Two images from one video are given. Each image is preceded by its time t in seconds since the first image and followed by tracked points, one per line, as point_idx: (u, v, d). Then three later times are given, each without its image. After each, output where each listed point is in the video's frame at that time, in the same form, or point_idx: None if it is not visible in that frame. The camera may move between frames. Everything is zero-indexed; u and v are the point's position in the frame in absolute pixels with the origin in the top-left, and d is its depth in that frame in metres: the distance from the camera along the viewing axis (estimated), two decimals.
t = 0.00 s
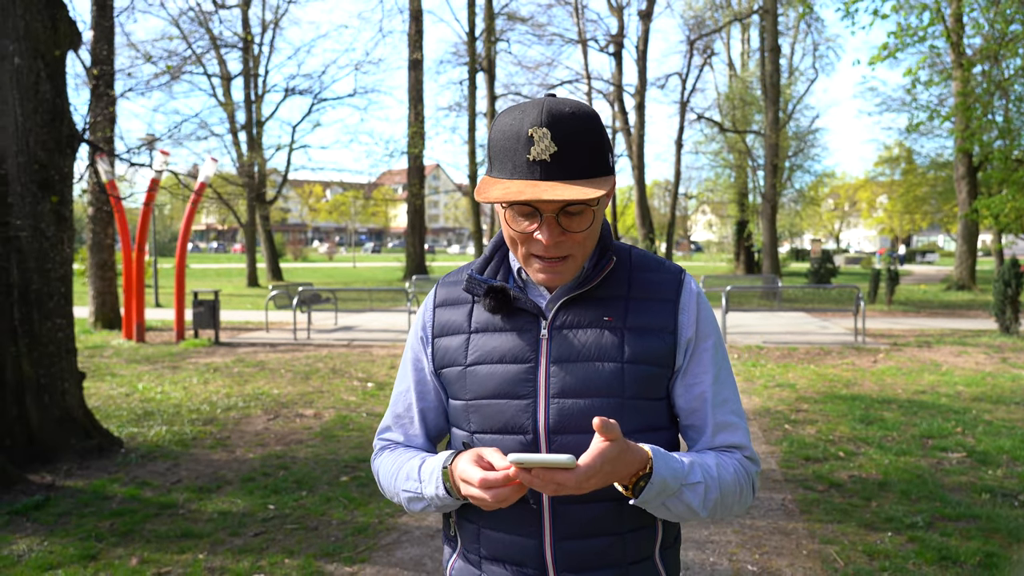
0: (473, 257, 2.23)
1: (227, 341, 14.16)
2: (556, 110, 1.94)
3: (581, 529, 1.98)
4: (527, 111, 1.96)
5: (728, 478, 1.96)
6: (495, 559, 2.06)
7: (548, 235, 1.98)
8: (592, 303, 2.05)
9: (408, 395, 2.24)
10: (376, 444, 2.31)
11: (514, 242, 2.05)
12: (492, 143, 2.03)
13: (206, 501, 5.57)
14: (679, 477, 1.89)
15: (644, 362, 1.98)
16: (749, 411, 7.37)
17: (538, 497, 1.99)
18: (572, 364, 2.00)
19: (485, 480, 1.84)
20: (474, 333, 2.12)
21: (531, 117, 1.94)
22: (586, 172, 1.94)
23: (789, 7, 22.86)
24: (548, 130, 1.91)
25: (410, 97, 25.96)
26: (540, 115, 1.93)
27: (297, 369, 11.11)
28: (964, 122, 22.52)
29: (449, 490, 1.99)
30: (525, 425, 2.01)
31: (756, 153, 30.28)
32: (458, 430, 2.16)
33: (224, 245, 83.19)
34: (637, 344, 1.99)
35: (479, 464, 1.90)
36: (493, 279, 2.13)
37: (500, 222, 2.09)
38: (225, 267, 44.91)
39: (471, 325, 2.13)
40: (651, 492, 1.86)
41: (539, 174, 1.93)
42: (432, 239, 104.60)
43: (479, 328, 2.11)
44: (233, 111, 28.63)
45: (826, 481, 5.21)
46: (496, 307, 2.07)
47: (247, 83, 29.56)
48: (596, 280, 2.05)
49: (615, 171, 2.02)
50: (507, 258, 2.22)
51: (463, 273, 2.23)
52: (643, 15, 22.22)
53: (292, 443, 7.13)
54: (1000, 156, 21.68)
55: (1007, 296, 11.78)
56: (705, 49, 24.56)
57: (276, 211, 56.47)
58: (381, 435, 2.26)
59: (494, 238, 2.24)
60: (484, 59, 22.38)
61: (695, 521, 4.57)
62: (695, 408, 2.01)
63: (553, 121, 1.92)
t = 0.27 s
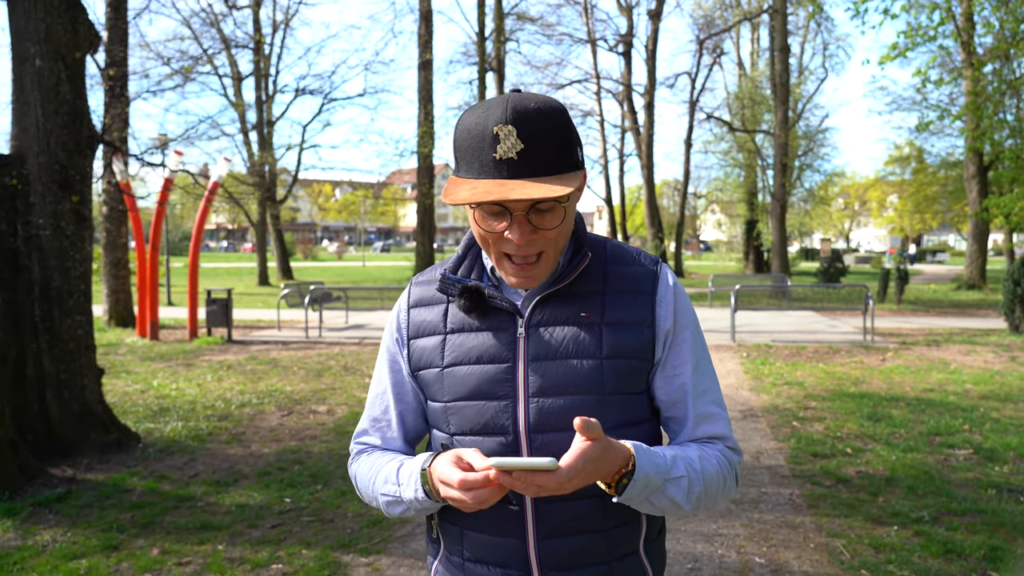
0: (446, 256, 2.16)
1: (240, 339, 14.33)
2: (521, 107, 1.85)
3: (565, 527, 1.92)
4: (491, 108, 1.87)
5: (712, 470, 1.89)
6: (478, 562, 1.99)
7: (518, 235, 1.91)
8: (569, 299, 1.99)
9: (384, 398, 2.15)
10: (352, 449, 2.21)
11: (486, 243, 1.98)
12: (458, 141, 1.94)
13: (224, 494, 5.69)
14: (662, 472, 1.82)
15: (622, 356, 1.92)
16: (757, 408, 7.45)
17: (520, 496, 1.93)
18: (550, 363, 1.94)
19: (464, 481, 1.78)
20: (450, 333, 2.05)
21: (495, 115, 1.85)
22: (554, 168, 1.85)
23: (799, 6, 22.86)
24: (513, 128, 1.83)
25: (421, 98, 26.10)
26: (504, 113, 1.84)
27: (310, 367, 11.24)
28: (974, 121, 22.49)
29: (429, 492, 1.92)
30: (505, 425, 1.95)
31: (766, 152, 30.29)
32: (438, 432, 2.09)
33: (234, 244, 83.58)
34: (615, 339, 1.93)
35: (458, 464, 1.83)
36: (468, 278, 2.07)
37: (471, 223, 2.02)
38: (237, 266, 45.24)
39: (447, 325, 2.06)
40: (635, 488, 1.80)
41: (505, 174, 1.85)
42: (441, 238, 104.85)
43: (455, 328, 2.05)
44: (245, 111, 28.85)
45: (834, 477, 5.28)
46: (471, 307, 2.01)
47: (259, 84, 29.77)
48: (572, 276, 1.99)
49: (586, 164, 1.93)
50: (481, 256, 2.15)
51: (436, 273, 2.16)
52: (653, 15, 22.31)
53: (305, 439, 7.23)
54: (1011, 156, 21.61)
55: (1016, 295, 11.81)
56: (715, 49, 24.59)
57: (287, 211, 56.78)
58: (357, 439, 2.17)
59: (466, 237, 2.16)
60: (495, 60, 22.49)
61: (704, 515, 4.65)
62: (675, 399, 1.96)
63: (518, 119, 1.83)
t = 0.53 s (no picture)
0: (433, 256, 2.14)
1: (253, 339, 14.45)
2: (506, 101, 1.86)
3: (546, 527, 1.90)
4: (476, 103, 1.88)
5: (698, 471, 1.88)
6: (461, 562, 1.97)
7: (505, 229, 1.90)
8: (556, 296, 1.97)
9: (370, 398, 2.13)
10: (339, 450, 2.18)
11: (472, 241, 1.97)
12: (443, 136, 1.95)
13: (241, 489, 5.79)
14: (649, 472, 1.81)
15: (609, 353, 1.91)
16: (768, 408, 7.49)
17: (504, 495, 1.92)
18: (536, 360, 1.92)
19: (448, 481, 1.75)
20: (437, 331, 2.03)
21: (480, 109, 1.86)
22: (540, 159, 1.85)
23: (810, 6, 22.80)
24: (497, 122, 1.84)
25: (431, 98, 26.20)
26: (488, 108, 1.85)
27: (323, 366, 11.34)
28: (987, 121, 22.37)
29: (413, 494, 1.89)
30: (491, 422, 1.93)
31: (776, 153, 30.24)
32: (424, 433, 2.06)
33: (244, 245, 83.90)
34: (601, 337, 1.92)
35: (443, 462, 1.82)
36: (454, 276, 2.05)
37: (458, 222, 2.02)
38: (248, 266, 45.50)
39: (434, 323, 2.04)
40: (621, 488, 1.79)
41: (490, 165, 1.85)
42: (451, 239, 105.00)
43: (441, 326, 2.03)
44: (256, 112, 29.03)
45: (844, 475, 5.33)
46: (458, 304, 1.99)
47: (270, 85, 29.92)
48: (558, 273, 1.98)
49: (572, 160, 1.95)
50: (468, 255, 2.14)
51: (423, 271, 2.14)
52: (663, 15, 22.36)
53: (318, 437, 7.33)
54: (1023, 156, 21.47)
55: None
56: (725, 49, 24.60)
57: (297, 211, 56.99)
58: (343, 440, 2.13)
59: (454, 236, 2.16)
60: (505, 60, 22.55)
61: (716, 512, 4.71)
62: (662, 399, 1.95)
63: (504, 112, 1.84)
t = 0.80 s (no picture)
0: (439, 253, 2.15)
1: (271, 338, 14.61)
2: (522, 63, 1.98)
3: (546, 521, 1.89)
4: (494, 63, 1.99)
5: (698, 478, 1.89)
6: (461, 557, 1.99)
7: (516, 172, 1.94)
8: (557, 292, 1.98)
9: (374, 393, 2.15)
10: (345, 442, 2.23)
11: (480, 192, 1.99)
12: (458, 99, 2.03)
13: (262, 485, 5.90)
14: (648, 489, 1.82)
15: (609, 351, 1.90)
16: (782, 407, 7.54)
17: (502, 487, 1.89)
18: (536, 355, 1.91)
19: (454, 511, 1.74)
20: (440, 327, 2.03)
21: (498, 64, 1.97)
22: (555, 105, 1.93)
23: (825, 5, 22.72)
24: (514, 69, 1.94)
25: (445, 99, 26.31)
26: (506, 62, 1.97)
27: (339, 364, 11.47)
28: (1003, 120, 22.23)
29: (414, 508, 1.91)
30: (491, 416, 1.91)
31: (790, 152, 30.17)
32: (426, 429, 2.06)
33: (258, 244, 84.35)
34: (601, 332, 1.91)
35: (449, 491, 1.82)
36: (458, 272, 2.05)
37: (466, 184, 2.05)
38: (263, 266, 45.83)
39: (437, 318, 2.04)
40: (622, 509, 1.80)
41: (503, 100, 1.90)
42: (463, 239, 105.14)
43: (444, 322, 2.03)
44: (272, 113, 29.25)
45: (857, 473, 5.38)
46: (460, 300, 1.99)
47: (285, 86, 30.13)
48: (559, 270, 2.00)
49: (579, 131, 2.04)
50: (474, 252, 2.15)
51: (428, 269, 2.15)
52: (677, 15, 22.38)
53: (335, 434, 7.43)
54: None
55: None
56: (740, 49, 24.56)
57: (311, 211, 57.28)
58: (348, 434, 2.17)
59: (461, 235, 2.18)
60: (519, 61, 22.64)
61: (730, 509, 4.77)
62: (665, 403, 1.96)
63: (520, 63, 1.95)
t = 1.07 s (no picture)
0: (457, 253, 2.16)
1: (286, 337, 14.77)
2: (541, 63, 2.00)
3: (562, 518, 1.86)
4: (512, 66, 2.01)
5: (721, 478, 1.91)
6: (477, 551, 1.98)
7: (537, 166, 1.94)
8: (574, 295, 1.97)
9: (393, 388, 2.18)
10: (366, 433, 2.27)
11: (501, 190, 1.98)
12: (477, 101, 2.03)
13: (281, 481, 6.00)
14: (670, 500, 1.84)
15: (626, 355, 1.89)
16: (794, 405, 7.58)
17: (521, 488, 1.88)
18: (553, 359, 1.91)
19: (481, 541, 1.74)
20: (458, 330, 2.03)
21: (516, 65, 1.99)
22: (576, 99, 1.95)
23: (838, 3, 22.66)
24: (533, 67, 1.96)
25: (458, 99, 26.43)
26: (525, 62, 1.99)
27: (354, 363, 11.60)
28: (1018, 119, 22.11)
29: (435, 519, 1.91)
30: (509, 419, 1.91)
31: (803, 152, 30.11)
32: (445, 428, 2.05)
33: (271, 245, 84.84)
34: (617, 336, 1.90)
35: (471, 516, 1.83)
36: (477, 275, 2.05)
37: (485, 184, 2.04)
38: (278, 266, 46.18)
39: (457, 321, 2.04)
40: (644, 522, 1.82)
41: (526, 92, 1.91)
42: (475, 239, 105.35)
43: (463, 325, 2.03)
44: (286, 114, 29.48)
45: (869, 471, 5.43)
46: (478, 304, 1.99)
47: (300, 87, 30.35)
48: (577, 273, 1.98)
49: (597, 128, 2.05)
50: (491, 253, 2.14)
51: (446, 269, 2.15)
52: (689, 14, 22.39)
53: (351, 432, 7.53)
54: None
55: None
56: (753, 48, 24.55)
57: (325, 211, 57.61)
58: (370, 426, 2.21)
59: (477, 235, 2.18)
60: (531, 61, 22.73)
61: (743, 505, 4.83)
62: (687, 402, 1.99)
63: (538, 62, 1.97)
